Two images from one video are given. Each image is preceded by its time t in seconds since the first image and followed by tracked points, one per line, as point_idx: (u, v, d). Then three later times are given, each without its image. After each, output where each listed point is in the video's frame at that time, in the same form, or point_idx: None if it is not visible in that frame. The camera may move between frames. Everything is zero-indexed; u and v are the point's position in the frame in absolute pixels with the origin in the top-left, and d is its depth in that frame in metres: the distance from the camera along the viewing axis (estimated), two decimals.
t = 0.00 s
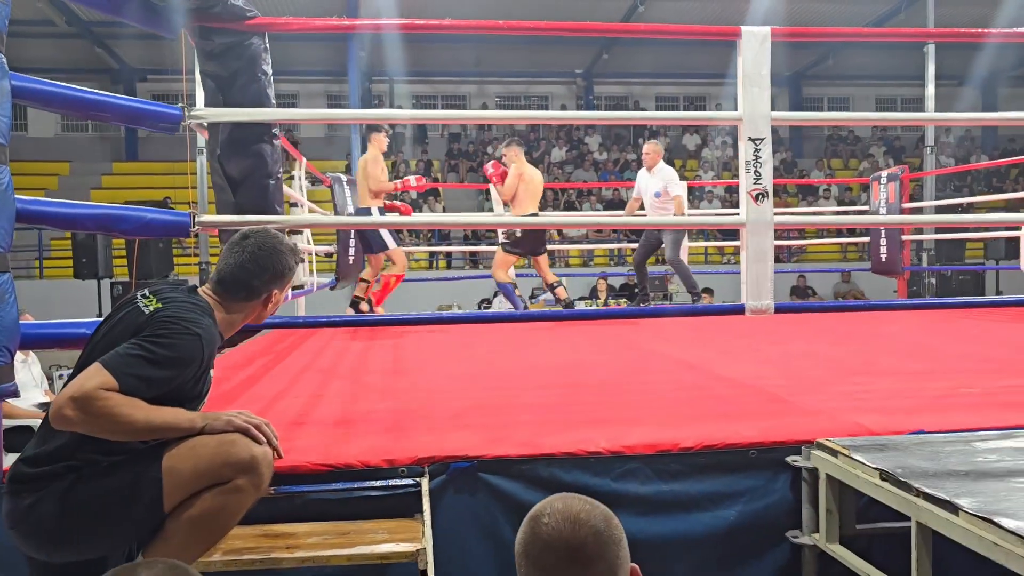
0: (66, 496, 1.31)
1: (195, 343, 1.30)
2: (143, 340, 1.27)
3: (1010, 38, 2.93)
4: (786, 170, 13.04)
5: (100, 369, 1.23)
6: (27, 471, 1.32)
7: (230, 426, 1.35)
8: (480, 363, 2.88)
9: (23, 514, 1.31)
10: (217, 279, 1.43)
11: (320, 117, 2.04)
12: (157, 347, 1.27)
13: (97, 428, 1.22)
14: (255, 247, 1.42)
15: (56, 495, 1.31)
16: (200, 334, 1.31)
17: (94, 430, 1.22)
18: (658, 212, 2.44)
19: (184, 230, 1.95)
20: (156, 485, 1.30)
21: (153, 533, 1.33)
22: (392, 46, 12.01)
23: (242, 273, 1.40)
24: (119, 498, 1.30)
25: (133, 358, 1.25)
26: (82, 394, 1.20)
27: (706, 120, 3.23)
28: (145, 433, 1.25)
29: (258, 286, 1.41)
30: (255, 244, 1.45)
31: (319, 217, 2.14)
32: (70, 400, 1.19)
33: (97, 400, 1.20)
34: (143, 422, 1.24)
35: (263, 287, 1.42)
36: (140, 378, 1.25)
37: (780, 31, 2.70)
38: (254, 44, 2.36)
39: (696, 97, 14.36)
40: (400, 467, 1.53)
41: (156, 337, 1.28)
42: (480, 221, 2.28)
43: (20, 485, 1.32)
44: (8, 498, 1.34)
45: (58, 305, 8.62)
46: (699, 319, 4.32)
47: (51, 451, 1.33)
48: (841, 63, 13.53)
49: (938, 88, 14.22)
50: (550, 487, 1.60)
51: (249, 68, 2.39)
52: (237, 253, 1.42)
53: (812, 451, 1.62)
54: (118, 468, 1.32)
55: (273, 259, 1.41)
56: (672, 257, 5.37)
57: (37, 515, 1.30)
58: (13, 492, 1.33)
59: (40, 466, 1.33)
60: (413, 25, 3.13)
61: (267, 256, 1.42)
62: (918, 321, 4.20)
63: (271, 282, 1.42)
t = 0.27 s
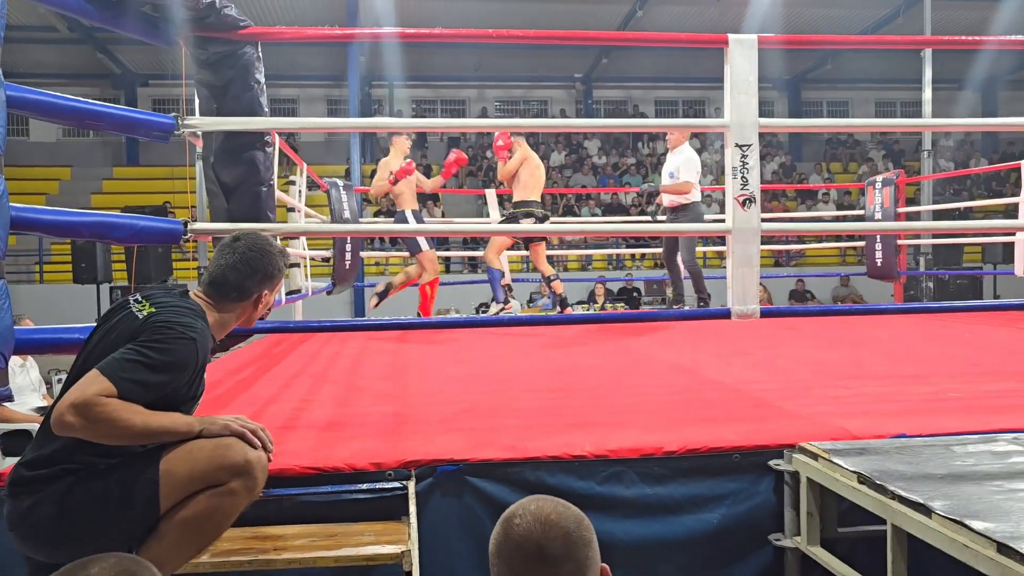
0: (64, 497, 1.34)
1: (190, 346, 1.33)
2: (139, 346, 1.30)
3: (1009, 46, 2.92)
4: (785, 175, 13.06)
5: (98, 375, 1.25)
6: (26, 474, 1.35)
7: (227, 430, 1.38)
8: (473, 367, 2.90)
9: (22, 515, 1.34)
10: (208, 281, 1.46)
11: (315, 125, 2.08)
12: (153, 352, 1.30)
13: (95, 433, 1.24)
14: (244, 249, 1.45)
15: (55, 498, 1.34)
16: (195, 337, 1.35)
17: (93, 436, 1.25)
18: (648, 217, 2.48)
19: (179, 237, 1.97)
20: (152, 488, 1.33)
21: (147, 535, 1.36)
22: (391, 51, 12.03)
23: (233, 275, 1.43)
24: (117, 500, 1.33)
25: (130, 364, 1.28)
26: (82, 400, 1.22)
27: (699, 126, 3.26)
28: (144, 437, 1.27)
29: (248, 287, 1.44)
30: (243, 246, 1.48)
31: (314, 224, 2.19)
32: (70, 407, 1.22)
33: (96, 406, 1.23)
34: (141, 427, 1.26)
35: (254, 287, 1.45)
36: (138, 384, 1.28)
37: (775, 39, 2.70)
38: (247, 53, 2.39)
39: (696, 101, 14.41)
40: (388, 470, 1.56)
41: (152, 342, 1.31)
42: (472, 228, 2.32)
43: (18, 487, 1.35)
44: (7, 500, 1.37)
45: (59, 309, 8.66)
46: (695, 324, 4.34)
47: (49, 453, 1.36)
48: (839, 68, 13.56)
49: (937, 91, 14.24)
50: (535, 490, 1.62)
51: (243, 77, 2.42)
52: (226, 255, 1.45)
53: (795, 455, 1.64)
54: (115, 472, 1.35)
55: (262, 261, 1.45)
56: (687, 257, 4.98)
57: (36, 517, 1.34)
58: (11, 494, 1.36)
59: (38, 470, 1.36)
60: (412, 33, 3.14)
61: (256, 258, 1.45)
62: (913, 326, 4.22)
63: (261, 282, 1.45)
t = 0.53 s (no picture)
0: (69, 495, 1.37)
1: (188, 344, 1.37)
2: (139, 346, 1.34)
3: (1005, 53, 2.95)
4: (784, 178, 13.10)
5: (100, 377, 1.28)
6: (32, 472, 1.39)
7: (228, 427, 1.41)
8: (472, 369, 2.94)
9: (29, 513, 1.38)
10: (201, 279, 1.49)
11: (317, 130, 2.12)
12: (153, 351, 1.33)
13: (100, 434, 1.28)
14: (234, 245, 1.49)
15: (61, 496, 1.37)
16: (192, 334, 1.38)
17: (98, 436, 1.28)
18: (642, 221, 2.53)
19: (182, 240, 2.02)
20: (156, 485, 1.37)
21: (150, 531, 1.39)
22: (391, 56, 12.08)
23: (225, 271, 1.47)
24: (121, 498, 1.37)
25: (131, 364, 1.31)
26: (86, 402, 1.26)
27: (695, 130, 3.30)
28: (148, 436, 1.31)
29: (241, 282, 1.48)
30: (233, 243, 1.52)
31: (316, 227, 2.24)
32: (74, 408, 1.25)
33: (100, 406, 1.26)
34: (144, 426, 1.30)
35: (246, 283, 1.49)
36: (139, 383, 1.31)
37: (772, 46, 2.73)
38: (248, 60, 2.45)
39: (694, 105, 14.49)
40: (386, 468, 1.59)
41: (151, 341, 1.34)
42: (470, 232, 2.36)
43: (26, 486, 1.38)
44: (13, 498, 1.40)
45: (60, 313, 8.70)
46: (692, 327, 4.37)
47: (55, 453, 1.39)
48: (838, 72, 13.63)
49: (935, 95, 14.30)
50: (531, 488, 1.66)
51: (244, 83, 2.48)
52: (218, 252, 1.49)
53: (785, 454, 1.68)
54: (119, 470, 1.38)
55: (254, 256, 1.49)
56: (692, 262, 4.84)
57: (43, 515, 1.37)
58: (18, 492, 1.39)
59: (44, 468, 1.39)
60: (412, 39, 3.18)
61: (247, 253, 1.49)
62: (910, 329, 4.26)
63: (253, 277, 1.49)
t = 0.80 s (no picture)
0: (77, 490, 1.41)
1: (190, 341, 1.40)
2: (142, 343, 1.37)
3: (1001, 57, 2.99)
4: (784, 181, 13.12)
5: (105, 374, 1.32)
6: (40, 467, 1.42)
7: (231, 421, 1.45)
8: (474, 368, 2.97)
9: (39, 508, 1.41)
10: (200, 276, 1.53)
11: (320, 134, 2.16)
12: (156, 347, 1.37)
13: (108, 430, 1.31)
14: (233, 242, 1.52)
15: (70, 490, 1.40)
16: (194, 330, 1.41)
17: (105, 431, 1.32)
18: (642, 223, 2.57)
19: (190, 241, 2.05)
20: (163, 478, 1.40)
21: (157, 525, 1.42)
22: (392, 60, 12.12)
23: (225, 268, 1.51)
24: (127, 492, 1.40)
25: (135, 361, 1.35)
26: (92, 398, 1.29)
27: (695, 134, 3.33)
28: (155, 431, 1.35)
29: (240, 279, 1.52)
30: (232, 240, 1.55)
31: (320, 228, 2.27)
32: (82, 405, 1.29)
33: (106, 404, 1.29)
34: (150, 421, 1.33)
35: (245, 279, 1.53)
36: (143, 379, 1.35)
37: (771, 49, 2.76)
38: (255, 65, 2.47)
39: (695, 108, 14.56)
40: (391, 464, 1.63)
41: (154, 338, 1.37)
42: (472, 233, 2.40)
43: (35, 481, 1.42)
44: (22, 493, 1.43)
45: (63, 315, 8.73)
46: (693, 328, 4.40)
47: (62, 448, 1.42)
48: (838, 75, 13.67)
49: (935, 98, 14.34)
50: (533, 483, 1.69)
51: (251, 87, 2.49)
52: (217, 250, 1.52)
53: (782, 449, 1.71)
54: (124, 464, 1.42)
55: (252, 253, 1.52)
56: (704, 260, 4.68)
57: (53, 510, 1.40)
58: (27, 488, 1.42)
59: (52, 463, 1.42)
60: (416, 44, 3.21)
61: (245, 250, 1.52)
62: (908, 330, 4.29)
63: (252, 273, 1.53)
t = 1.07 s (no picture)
0: (90, 484, 1.44)
1: (199, 337, 1.43)
2: (153, 340, 1.40)
3: (1001, 59, 3.01)
4: (787, 182, 13.13)
5: (117, 371, 1.35)
6: (53, 462, 1.45)
7: (240, 414, 1.48)
8: (478, 368, 2.99)
9: (53, 502, 1.44)
10: (208, 274, 1.56)
11: (326, 135, 2.19)
12: (166, 343, 1.40)
13: (120, 426, 1.34)
14: (240, 239, 1.55)
15: (83, 484, 1.43)
16: (203, 326, 1.44)
17: (118, 427, 1.35)
18: (645, 223, 2.59)
19: (200, 241, 2.08)
20: (175, 471, 1.43)
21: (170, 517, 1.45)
22: (396, 62, 12.16)
23: (232, 265, 1.54)
24: (139, 486, 1.43)
25: (146, 358, 1.38)
26: (105, 395, 1.32)
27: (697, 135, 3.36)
28: (167, 426, 1.38)
29: (248, 276, 1.55)
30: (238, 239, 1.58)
31: (328, 228, 2.30)
32: (95, 401, 1.32)
33: (119, 399, 1.32)
34: (162, 417, 1.36)
35: (252, 276, 1.56)
36: (154, 375, 1.38)
37: (774, 51, 2.79)
38: (266, 67, 2.50)
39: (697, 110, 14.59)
40: (399, 460, 1.66)
41: (164, 335, 1.40)
42: (478, 234, 2.43)
43: (49, 476, 1.45)
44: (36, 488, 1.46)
45: (69, 316, 8.77)
46: (695, 328, 4.42)
47: (75, 443, 1.45)
48: (840, 77, 13.68)
49: (937, 100, 14.37)
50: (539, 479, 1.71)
51: (261, 90, 2.53)
52: (224, 247, 1.55)
53: (784, 446, 1.74)
54: (135, 459, 1.45)
55: (259, 250, 1.55)
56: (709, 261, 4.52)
57: (67, 504, 1.43)
58: (40, 483, 1.45)
59: (65, 458, 1.45)
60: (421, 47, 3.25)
61: (252, 248, 1.55)
62: (909, 329, 4.31)
63: (259, 270, 1.56)
